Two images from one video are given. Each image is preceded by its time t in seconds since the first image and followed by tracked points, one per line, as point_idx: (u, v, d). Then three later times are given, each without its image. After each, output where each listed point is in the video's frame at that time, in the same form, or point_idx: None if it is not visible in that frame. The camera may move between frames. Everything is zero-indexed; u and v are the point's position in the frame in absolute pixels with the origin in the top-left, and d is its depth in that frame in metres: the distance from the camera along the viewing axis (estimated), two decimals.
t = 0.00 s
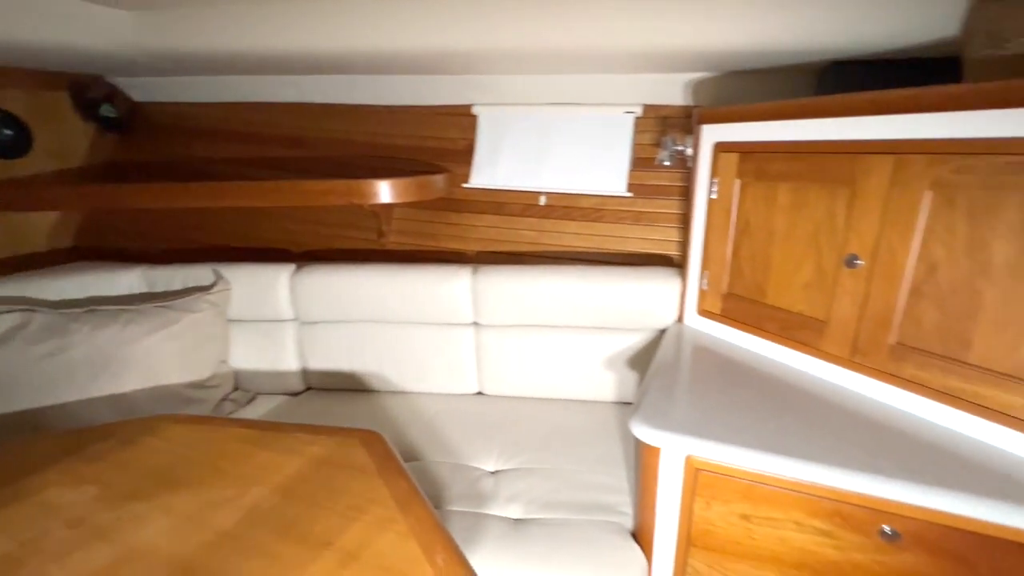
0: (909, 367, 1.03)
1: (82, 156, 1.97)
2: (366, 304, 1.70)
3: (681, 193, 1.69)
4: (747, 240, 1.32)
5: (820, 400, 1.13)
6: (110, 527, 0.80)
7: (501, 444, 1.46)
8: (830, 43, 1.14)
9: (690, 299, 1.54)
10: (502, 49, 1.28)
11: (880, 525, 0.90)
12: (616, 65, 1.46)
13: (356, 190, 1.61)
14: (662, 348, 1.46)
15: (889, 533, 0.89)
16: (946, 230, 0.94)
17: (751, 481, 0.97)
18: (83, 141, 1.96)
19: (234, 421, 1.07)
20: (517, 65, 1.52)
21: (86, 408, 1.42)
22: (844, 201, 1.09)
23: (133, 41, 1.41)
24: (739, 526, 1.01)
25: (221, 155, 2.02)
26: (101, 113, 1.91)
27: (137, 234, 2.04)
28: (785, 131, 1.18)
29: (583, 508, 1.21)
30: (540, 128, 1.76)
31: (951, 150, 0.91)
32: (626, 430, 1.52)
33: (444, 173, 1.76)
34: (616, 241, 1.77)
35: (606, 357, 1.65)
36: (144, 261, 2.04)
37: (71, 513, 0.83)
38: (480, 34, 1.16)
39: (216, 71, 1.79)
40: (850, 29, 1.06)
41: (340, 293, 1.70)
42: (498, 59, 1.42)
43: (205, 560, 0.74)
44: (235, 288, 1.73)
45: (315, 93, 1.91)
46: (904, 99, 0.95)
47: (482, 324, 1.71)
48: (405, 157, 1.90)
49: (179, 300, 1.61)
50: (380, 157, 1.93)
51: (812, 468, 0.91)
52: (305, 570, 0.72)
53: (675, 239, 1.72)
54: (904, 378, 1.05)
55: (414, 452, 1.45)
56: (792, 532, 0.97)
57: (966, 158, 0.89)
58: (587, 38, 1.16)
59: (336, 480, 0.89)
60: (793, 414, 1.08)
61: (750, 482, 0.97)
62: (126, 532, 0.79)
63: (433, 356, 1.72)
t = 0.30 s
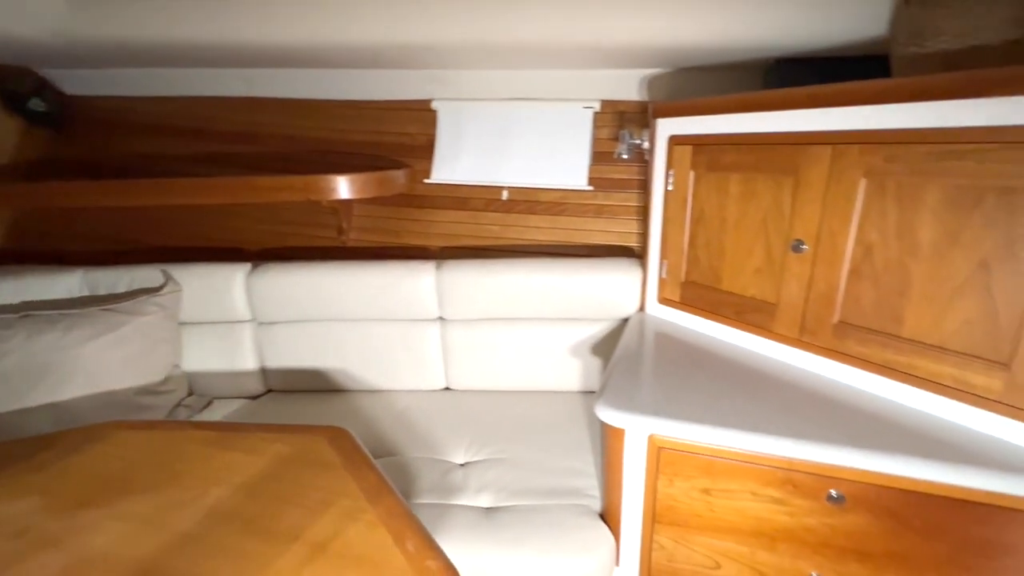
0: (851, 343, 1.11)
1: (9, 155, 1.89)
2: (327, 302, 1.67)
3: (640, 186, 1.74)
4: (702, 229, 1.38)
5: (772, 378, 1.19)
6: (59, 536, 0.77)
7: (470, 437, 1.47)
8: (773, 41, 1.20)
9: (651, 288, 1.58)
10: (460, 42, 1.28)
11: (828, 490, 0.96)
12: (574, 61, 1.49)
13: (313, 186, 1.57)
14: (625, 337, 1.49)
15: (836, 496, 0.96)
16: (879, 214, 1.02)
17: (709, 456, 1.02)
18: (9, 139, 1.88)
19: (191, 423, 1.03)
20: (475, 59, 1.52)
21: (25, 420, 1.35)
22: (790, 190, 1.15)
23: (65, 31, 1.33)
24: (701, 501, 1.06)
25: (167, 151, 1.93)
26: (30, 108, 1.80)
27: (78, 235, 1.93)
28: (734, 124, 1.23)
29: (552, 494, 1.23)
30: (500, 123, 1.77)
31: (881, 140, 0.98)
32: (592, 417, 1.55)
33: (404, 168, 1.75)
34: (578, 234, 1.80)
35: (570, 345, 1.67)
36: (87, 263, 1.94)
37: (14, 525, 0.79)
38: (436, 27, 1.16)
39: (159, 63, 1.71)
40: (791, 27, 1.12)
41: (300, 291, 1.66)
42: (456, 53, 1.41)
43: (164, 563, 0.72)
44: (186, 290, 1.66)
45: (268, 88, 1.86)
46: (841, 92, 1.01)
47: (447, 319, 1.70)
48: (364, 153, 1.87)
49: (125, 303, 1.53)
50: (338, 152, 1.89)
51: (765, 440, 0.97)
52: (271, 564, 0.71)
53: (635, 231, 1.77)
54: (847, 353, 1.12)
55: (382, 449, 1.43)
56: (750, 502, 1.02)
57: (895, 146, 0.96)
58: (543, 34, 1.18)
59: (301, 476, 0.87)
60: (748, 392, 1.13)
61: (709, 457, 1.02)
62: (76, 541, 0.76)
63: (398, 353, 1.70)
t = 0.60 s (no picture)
0: (803, 326, 1.17)
1: None
2: (292, 300, 1.64)
3: (605, 180, 1.77)
4: (663, 221, 1.42)
5: (731, 361, 1.25)
6: (14, 541, 0.75)
7: (442, 430, 1.47)
8: (727, 38, 1.25)
9: (617, 279, 1.62)
10: (421, 38, 1.28)
11: (783, 465, 1.02)
12: (537, 56, 1.51)
13: (276, 182, 1.55)
14: (592, 327, 1.53)
15: (790, 470, 1.01)
16: (824, 203, 1.08)
17: (672, 437, 1.06)
18: None
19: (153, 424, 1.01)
20: (439, 55, 1.52)
21: None
22: (744, 181, 1.21)
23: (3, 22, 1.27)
24: (665, 481, 1.10)
25: (121, 147, 1.87)
26: None
27: (27, 235, 1.86)
28: (691, 119, 1.28)
29: (523, 482, 1.25)
30: (466, 119, 1.78)
31: (824, 133, 1.04)
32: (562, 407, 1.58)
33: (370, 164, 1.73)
34: (546, 228, 1.82)
35: (538, 335, 1.69)
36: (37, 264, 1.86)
37: None
38: (397, 23, 1.16)
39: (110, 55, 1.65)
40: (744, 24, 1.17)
41: (264, 289, 1.63)
42: (419, 48, 1.41)
43: (127, 564, 0.71)
44: (144, 291, 1.61)
45: (227, 83, 1.82)
46: (789, 88, 1.07)
47: (417, 315, 1.70)
48: (329, 149, 1.85)
49: (78, 305, 1.47)
50: (302, 148, 1.86)
51: (723, 419, 1.01)
52: (239, 558, 0.71)
53: (601, 224, 1.81)
54: (799, 336, 1.18)
55: (353, 446, 1.43)
56: (711, 479, 1.07)
57: (838, 139, 1.02)
58: (504, 30, 1.20)
59: (268, 471, 0.87)
60: (708, 376, 1.18)
61: (672, 438, 1.06)
62: (32, 545, 0.74)
63: (368, 349, 1.69)
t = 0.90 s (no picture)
0: (764, 314, 1.21)
1: None
2: (261, 300, 1.62)
3: (574, 175, 1.78)
4: (631, 214, 1.46)
5: (696, 350, 1.29)
6: None
7: (416, 426, 1.47)
8: (687, 36, 1.29)
9: (587, 273, 1.65)
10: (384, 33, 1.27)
11: (745, 446, 1.06)
12: (504, 53, 1.52)
13: (240, 179, 1.52)
14: (564, 320, 1.55)
15: (751, 451, 1.06)
16: (780, 195, 1.12)
17: (639, 424, 1.09)
18: None
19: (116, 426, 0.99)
20: (404, 50, 1.51)
21: None
22: (705, 174, 1.24)
23: None
24: (634, 467, 1.13)
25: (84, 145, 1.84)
26: None
27: None
28: (655, 114, 1.31)
29: (497, 473, 1.27)
30: (435, 115, 1.78)
31: (778, 128, 1.08)
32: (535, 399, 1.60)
33: (339, 161, 1.72)
34: (517, 224, 1.84)
35: (510, 328, 1.69)
36: None
37: None
38: (359, 20, 1.15)
39: (66, 48, 1.61)
40: (702, 23, 1.20)
41: (230, 289, 1.60)
42: (383, 44, 1.40)
43: (90, 565, 0.70)
44: (103, 292, 1.56)
45: (191, 79, 1.80)
46: (745, 84, 1.11)
47: (388, 312, 1.69)
48: (296, 146, 1.83)
49: (33, 308, 1.42)
50: (268, 145, 1.83)
51: (687, 404, 1.05)
52: (207, 554, 0.70)
53: (570, 220, 1.82)
54: (760, 323, 1.23)
55: (326, 444, 1.42)
56: (678, 463, 1.11)
57: (792, 133, 1.07)
58: (468, 26, 1.21)
59: (237, 469, 0.86)
60: (674, 364, 1.22)
61: (639, 425, 1.09)
62: None
63: (340, 348, 1.67)
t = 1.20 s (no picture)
0: (729, 306, 1.25)
1: None
2: (228, 301, 1.58)
3: (546, 173, 1.79)
4: (601, 211, 1.48)
5: (666, 342, 1.32)
6: None
7: (390, 425, 1.47)
8: (652, 35, 1.31)
9: (560, 270, 1.66)
10: (347, 24, 1.25)
11: (712, 434, 1.09)
12: (473, 49, 1.52)
13: (204, 179, 1.48)
14: (537, 316, 1.56)
15: (718, 439, 1.09)
16: (742, 190, 1.16)
17: (610, 415, 1.11)
18: None
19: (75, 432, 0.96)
20: (371, 46, 1.49)
21: None
22: (671, 171, 1.27)
23: None
24: (606, 457, 1.16)
25: (42, 144, 1.79)
26: None
27: None
28: (621, 112, 1.34)
29: (472, 469, 1.27)
30: (405, 113, 1.77)
31: (739, 125, 1.12)
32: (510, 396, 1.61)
33: (307, 160, 1.69)
34: (489, 221, 1.84)
35: (481, 324, 1.70)
36: None
37: None
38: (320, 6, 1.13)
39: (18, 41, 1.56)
40: (666, 21, 1.23)
41: (196, 291, 1.57)
42: (348, 37, 1.38)
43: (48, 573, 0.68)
44: (61, 296, 1.51)
45: (153, 77, 1.76)
46: (707, 82, 1.14)
47: (361, 312, 1.68)
48: (263, 144, 1.79)
49: None
50: (234, 144, 1.79)
51: (655, 394, 1.07)
52: (172, 557, 0.69)
53: (542, 218, 1.83)
54: (726, 315, 1.26)
55: (297, 446, 1.40)
56: (649, 453, 1.13)
57: (751, 129, 1.10)
58: (433, 18, 1.20)
59: (204, 472, 0.84)
60: (643, 356, 1.24)
61: (609, 416, 1.12)
62: None
63: (312, 349, 1.65)
